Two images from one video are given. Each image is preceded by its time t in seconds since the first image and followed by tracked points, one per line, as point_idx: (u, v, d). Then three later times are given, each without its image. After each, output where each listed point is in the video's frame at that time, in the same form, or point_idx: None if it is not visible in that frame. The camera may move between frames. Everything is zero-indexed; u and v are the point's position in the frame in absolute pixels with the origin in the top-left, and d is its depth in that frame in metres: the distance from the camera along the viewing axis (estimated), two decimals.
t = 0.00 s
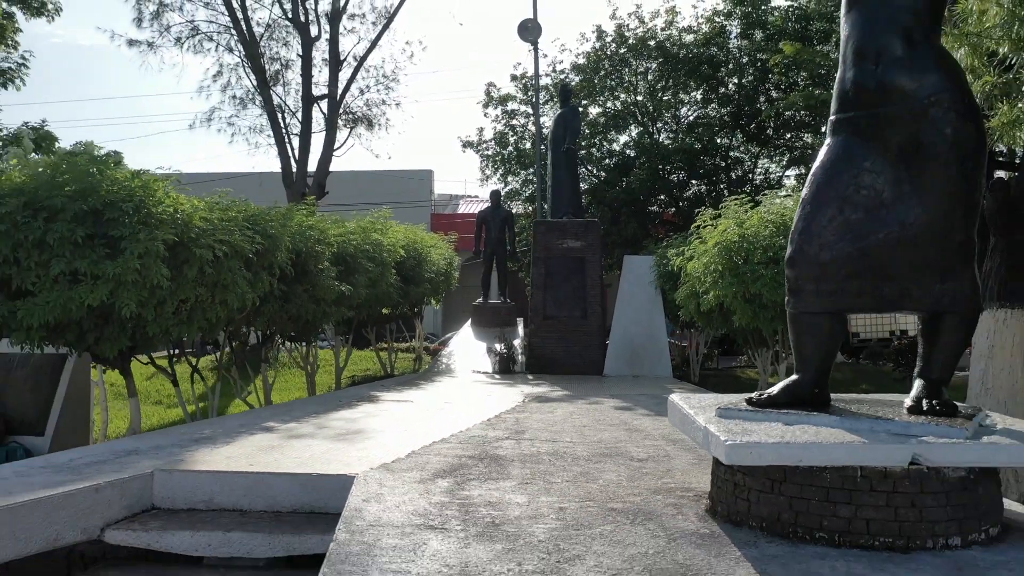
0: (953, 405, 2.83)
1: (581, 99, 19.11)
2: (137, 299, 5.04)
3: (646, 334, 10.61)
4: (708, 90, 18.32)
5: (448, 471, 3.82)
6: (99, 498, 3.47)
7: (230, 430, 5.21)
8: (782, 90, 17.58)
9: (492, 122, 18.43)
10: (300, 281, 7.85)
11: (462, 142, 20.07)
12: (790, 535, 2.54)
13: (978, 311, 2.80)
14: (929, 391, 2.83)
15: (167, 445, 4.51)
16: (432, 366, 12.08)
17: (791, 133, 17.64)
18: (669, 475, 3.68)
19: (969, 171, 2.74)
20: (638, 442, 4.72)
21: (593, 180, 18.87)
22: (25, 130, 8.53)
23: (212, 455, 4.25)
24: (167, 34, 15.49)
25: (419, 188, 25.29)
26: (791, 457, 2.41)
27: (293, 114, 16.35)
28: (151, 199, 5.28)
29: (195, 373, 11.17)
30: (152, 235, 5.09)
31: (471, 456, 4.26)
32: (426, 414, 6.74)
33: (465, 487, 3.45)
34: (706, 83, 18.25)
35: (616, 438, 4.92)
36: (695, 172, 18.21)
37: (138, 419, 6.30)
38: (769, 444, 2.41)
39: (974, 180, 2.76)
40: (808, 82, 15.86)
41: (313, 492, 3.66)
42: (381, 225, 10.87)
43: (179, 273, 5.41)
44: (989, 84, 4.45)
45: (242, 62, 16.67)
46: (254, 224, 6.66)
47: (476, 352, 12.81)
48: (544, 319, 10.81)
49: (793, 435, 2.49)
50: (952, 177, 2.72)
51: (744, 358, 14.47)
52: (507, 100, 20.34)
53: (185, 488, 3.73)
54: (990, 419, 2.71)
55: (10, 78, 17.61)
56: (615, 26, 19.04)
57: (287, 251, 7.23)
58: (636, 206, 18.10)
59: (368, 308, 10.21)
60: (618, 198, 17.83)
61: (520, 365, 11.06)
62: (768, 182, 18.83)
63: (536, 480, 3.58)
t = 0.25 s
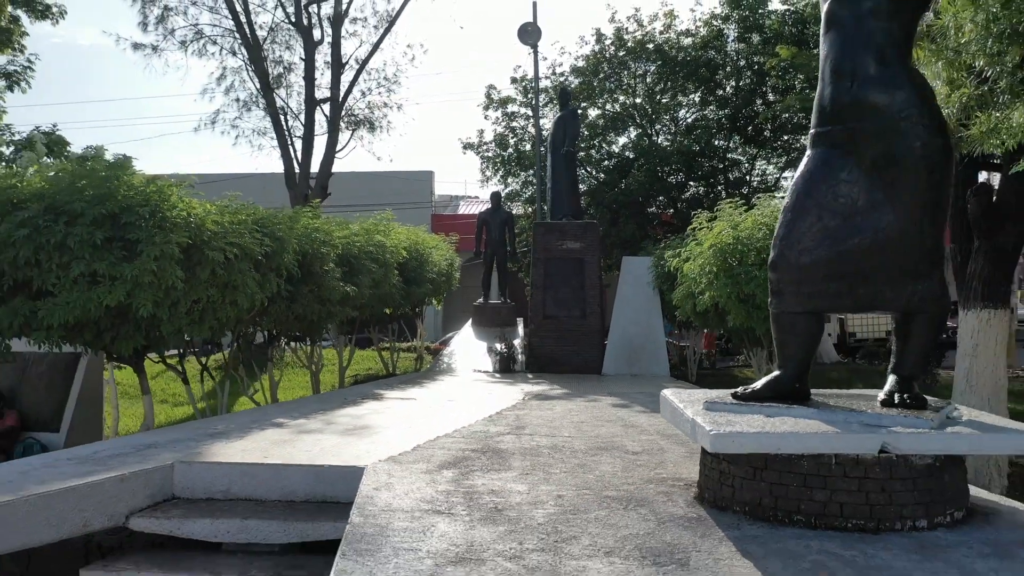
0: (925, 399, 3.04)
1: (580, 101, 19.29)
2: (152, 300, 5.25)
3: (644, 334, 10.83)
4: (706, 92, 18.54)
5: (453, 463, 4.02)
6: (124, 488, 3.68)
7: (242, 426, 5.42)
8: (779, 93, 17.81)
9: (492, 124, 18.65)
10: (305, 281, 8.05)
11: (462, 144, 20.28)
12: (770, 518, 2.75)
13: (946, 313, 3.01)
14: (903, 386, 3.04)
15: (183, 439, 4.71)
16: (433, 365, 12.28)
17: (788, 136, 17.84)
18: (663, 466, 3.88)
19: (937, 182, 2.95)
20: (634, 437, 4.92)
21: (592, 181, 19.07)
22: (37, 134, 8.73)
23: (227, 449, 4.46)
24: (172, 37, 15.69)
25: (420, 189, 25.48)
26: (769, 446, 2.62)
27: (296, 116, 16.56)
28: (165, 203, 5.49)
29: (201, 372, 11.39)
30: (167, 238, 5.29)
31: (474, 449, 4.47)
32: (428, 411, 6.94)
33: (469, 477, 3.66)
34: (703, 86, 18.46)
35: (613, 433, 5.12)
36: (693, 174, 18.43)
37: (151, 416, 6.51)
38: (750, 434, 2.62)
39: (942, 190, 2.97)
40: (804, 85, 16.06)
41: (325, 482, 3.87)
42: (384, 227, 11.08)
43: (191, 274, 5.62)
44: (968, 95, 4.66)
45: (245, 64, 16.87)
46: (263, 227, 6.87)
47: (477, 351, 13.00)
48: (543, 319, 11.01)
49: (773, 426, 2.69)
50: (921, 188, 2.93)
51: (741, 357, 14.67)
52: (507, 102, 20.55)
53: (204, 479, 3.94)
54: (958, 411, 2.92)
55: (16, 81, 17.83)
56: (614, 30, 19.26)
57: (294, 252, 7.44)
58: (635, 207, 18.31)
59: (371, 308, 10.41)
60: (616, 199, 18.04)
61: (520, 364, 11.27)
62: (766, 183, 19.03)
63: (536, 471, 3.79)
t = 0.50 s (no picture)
0: (902, 395, 3.23)
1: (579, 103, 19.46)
2: (165, 301, 5.42)
3: (642, 334, 11.04)
4: (704, 94, 18.74)
5: (456, 457, 4.20)
6: (144, 480, 3.85)
7: (251, 422, 5.60)
8: (776, 95, 18.00)
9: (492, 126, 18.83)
10: (310, 282, 8.23)
11: (463, 146, 20.46)
12: (756, 506, 2.93)
13: (923, 315, 3.20)
14: (882, 383, 3.22)
15: (196, 435, 4.89)
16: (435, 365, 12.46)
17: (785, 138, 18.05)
18: (657, 459, 4.06)
19: (914, 193, 3.13)
20: (630, 432, 5.10)
21: (591, 182, 19.25)
22: (47, 138, 8.92)
23: (239, 444, 4.64)
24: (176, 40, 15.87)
25: (420, 190, 25.65)
26: (754, 438, 2.80)
27: (298, 119, 16.74)
28: (177, 207, 5.67)
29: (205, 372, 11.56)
30: (179, 241, 5.47)
31: (476, 444, 4.65)
32: (430, 409, 7.12)
33: (473, 469, 3.83)
34: (701, 88, 18.67)
35: (610, 429, 5.30)
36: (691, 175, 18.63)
37: (161, 414, 6.69)
38: (736, 427, 2.80)
39: (919, 200, 3.15)
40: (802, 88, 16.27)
41: (335, 475, 4.05)
42: (386, 228, 11.27)
43: (202, 276, 5.79)
44: (950, 104, 4.85)
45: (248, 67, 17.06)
46: (270, 229, 7.06)
47: (477, 351, 13.18)
48: (543, 319, 11.18)
49: (758, 420, 2.88)
50: (899, 198, 3.11)
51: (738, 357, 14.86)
52: (508, 105, 20.74)
53: (219, 472, 4.11)
54: (933, 405, 3.10)
55: (21, 84, 18.01)
56: (613, 33, 19.46)
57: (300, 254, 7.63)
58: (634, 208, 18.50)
59: (373, 308, 10.60)
60: (615, 200, 18.23)
61: (521, 363, 11.45)
62: (764, 185, 19.21)
63: (536, 465, 3.96)
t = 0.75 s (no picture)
0: (880, 390, 3.44)
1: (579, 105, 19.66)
2: (179, 301, 5.63)
3: (640, 334, 11.27)
4: (702, 96, 18.95)
5: (460, 450, 4.42)
6: (164, 471, 4.06)
7: (262, 419, 5.80)
8: (773, 98, 18.20)
9: (493, 128, 19.03)
10: (315, 283, 8.43)
11: (463, 147, 20.65)
12: (741, 493, 3.14)
13: (898, 315, 3.41)
14: (861, 379, 3.44)
15: (209, 430, 5.09)
16: (436, 364, 12.66)
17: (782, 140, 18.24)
18: (651, 452, 4.27)
19: (890, 201, 3.35)
20: (627, 427, 5.31)
21: (591, 183, 19.45)
22: (59, 143, 9.14)
23: (252, 438, 4.85)
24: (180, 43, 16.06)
25: (421, 190, 25.86)
26: (738, 429, 3.01)
27: (301, 121, 16.94)
28: (189, 212, 5.88)
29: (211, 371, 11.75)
30: (192, 244, 5.68)
31: (478, 438, 4.85)
32: (433, 406, 7.34)
33: (476, 461, 4.04)
34: (699, 90, 18.86)
35: (607, 425, 5.51)
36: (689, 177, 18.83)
37: (172, 412, 6.89)
38: (721, 418, 3.01)
39: (895, 208, 3.37)
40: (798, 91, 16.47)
41: (345, 467, 4.26)
42: (389, 229, 11.47)
43: (213, 277, 5.99)
44: (931, 114, 5.00)
45: (251, 70, 17.25)
46: (278, 232, 7.27)
47: (478, 351, 13.37)
48: (543, 319, 11.39)
49: (742, 413, 3.08)
50: (876, 206, 3.33)
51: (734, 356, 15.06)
52: (508, 106, 20.94)
53: (234, 464, 4.33)
54: (908, 400, 3.31)
55: (26, 86, 18.21)
56: (612, 36, 19.66)
57: (306, 256, 7.83)
58: (633, 210, 18.70)
59: (376, 309, 10.79)
60: (614, 202, 18.44)
61: (521, 362, 11.67)
62: (761, 186, 19.40)
63: (536, 457, 4.17)
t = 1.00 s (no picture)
0: (863, 387, 3.62)
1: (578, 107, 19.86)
2: (190, 302, 5.81)
3: (638, 334, 11.47)
4: (700, 99, 19.14)
5: (463, 445, 4.60)
6: (180, 465, 4.24)
7: (270, 416, 5.99)
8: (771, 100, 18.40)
9: (493, 130, 19.22)
10: (319, 284, 8.61)
11: (464, 149, 20.84)
12: (731, 484, 3.32)
13: (880, 315, 3.59)
14: (845, 376, 3.62)
15: (220, 426, 5.27)
16: (437, 364, 12.83)
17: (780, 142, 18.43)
18: (646, 446, 4.45)
19: (872, 207, 3.53)
20: (624, 424, 5.49)
21: (590, 184, 19.62)
22: (68, 146, 9.34)
23: (262, 434, 5.03)
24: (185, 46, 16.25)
25: (421, 191, 26.06)
26: (727, 423, 3.19)
27: (303, 123, 17.13)
28: (200, 215, 6.06)
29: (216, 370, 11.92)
30: (203, 246, 5.86)
31: (480, 434, 5.04)
32: (435, 404, 7.52)
33: (478, 455, 4.22)
34: (697, 92, 19.05)
35: (604, 421, 5.69)
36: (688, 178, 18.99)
37: (181, 409, 7.07)
38: (711, 413, 3.19)
39: (876, 213, 3.55)
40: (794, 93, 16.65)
41: (353, 461, 4.44)
42: (391, 231, 11.65)
43: (223, 278, 6.16)
44: (916, 122, 5.21)
45: (254, 73, 17.44)
46: (284, 234, 7.44)
47: (478, 351, 13.54)
48: (542, 319, 11.57)
49: (731, 407, 3.26)
50: (858, 211, 3.51)
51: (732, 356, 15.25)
52: (507, 108, 21.12)
53: (246, 459, 4.51)
54: (889, 396, 3.50)
55: (31, 88, 18.40)
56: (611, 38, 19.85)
57: (311, 257, 8.02)
58: (632, 211, 18.88)
59: (379, 309, 10.97)
60: (614, 203, 18.62)
61: (521, 362, 11.85)
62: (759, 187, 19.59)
63: (536, 451, 4.35)
